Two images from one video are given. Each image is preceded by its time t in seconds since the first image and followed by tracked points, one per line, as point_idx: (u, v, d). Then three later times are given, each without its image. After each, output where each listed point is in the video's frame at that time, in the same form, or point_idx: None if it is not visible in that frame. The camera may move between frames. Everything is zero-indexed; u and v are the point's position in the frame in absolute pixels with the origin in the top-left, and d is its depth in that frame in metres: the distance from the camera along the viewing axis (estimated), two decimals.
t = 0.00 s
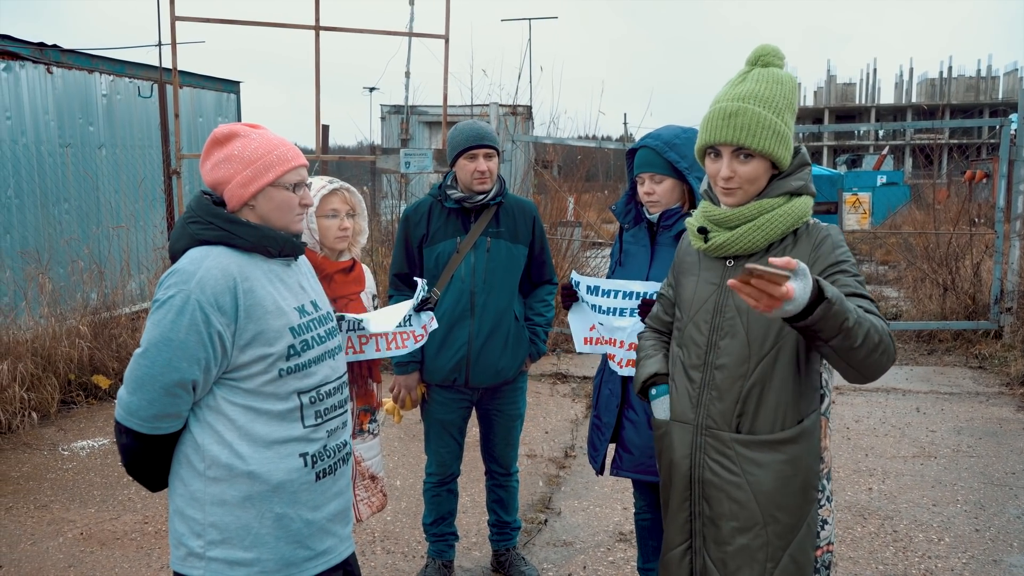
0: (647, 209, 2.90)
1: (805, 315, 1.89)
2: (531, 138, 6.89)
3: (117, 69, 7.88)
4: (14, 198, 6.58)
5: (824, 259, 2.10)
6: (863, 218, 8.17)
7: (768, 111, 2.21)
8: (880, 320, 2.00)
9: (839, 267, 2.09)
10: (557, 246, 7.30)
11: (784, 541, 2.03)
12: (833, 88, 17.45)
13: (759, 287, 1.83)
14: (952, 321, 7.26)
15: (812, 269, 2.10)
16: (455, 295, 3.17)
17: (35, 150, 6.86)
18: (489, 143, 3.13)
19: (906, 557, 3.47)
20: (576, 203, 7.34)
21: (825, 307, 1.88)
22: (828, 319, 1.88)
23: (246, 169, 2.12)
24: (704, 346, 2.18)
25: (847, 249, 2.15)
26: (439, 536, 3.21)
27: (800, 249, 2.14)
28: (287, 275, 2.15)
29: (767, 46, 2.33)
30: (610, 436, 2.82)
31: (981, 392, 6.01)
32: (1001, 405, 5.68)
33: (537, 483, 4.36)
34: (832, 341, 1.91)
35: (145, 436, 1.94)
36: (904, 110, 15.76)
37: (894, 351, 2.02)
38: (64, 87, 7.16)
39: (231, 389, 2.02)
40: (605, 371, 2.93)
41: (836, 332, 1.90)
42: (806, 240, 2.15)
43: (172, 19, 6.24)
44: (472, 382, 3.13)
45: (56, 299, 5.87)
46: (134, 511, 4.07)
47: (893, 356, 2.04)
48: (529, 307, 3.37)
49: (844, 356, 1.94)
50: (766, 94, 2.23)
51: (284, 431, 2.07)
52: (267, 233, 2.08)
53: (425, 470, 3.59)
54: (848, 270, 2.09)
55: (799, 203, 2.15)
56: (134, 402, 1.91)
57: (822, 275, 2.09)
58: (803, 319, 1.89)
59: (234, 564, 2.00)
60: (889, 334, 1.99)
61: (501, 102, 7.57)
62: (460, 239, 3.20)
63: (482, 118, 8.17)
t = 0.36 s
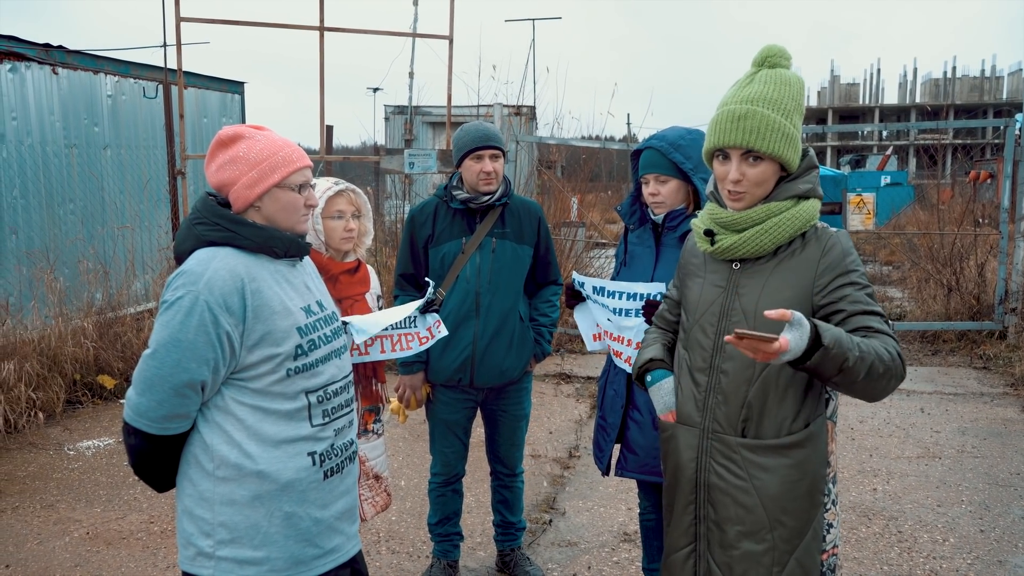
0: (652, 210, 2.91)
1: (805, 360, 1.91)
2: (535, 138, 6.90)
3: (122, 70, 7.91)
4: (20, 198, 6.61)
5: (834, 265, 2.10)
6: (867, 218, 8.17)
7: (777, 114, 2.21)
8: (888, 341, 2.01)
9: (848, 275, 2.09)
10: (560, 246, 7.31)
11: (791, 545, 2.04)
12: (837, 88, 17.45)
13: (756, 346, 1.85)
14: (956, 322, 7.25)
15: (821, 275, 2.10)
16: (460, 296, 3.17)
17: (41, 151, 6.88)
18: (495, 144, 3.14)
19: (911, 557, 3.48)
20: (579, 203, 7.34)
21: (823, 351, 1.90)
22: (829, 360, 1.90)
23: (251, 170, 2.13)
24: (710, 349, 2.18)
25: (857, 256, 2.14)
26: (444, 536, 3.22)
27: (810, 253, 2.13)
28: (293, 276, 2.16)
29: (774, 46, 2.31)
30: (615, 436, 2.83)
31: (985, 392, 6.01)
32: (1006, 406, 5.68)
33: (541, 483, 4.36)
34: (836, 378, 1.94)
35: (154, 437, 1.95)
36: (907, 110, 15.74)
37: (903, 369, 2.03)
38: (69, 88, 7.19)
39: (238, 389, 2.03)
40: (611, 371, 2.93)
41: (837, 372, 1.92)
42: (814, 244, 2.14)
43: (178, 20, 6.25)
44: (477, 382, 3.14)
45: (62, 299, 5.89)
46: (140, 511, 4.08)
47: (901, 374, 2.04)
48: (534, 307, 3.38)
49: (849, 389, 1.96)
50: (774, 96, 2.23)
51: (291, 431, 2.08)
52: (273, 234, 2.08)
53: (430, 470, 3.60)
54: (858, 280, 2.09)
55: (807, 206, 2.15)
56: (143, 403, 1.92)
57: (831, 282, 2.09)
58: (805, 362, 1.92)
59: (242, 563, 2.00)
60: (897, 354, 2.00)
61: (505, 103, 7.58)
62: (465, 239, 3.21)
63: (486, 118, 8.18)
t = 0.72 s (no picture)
0: (654, 211, 2.92)
1: (799, 373, 1.92)
2: (536, 139, 6.91)
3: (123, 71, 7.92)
4: (21, 199, 6.62)
5: (842, 271, 2.11)
6: (868, 219, 8.18)
7: (792, 117, 2.22)
8: (884, 353, 2.03)
9: (855, 282, 2.10)
10: (561, 246, 7.32)
11: (797, 547, 2.04)
12: (837, 89, 17.47)
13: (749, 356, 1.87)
14: (956, 322, 7.26)
15: (829, 281, 2.11)
16: (462, 296, 3.18)
17: (43, 152, 6.89)
18: (497, 146, 3.15)
19: (911, 557, 3.49)
20: (580, 204, 7.35)
21: (817, 366, 1.91)
22: (823, 374, 1.92)
23: (253, 173, 2.14)
24: (716, 352, 2.19)
25: (863, 263, 2.15)
26: (446, 536, 3.23)
27: (818, 257, 2.14)
28: (295, 276, 2.17)
29: (791, 51, 2.32)
30: (617, 437, 2.83)
31: (985, 393, 6.01)
32: (1006, 406, 5.68)
33: (542, 483, 4.37)
34: (829, 391, 1.96)
35: (158, 438, 1.96)
36: (907, 110, 15.76)
37: (898, 382, 2.05)
38: (71, 89, 7.20)
39: (242, 390, 2.04)
40: (614, 371, 2.93)
41: (831, 385, 1.94)
42: (822, 248, 2.15)
43: (179, 21, 6.26)
44: (479, 382, 3.15)
45: (64, 299, 5.89)
46: (142, 511, 4.09)
47: (896, 386, 2.07)
48: (535, 308, 3.39)
49: (841, 401, 1.99)
50: (790, 99, 2.24)
51: (294, 431, 2.09)
52: (276, 236, 2.10)
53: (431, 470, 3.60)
54: (863, 287, 2.10)
55: (814, 211, 2.17)
56: (147, 404, 1.93)
57: (838, 289, 2.10)
58: (799, 376, 1.93)
59: (247, 562, 2.01)
60: (893, 366, 2.02)
61: (506, 103, 7.59)
62: (467, 240, 3.22)
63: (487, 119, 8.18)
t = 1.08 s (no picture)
0: (654, 212, 2.92)
1: (835, 354, 1.92)
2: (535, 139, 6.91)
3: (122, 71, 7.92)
4: (20, 198, 6.62)
5: (839, 267, 2.12)
6: (867, 218, 8.19)
7: (783, 118, 2.22)
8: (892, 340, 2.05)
9: (854, 276, 2.11)
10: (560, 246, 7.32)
11: (804, 542, 2.05)
12: (837, 89, 17.48)
13: (798, 341, 1.83)
14: (955, 322, 7.26)
15: (828, 277, 2.12)
16: (461, 295, 3.19)
17: (42, 151, 6.89)
18: (496, 146, 3.15)
19: (910, 556, 3.49)
20: (579, 203, 7.35)
21: (853, 347, 1.91)
22: (857, 356, 1.92)
23: (250, 172, 2.14)
24: (716, 352, 2.19)
25: (859, 258, 2.17)
26: (445, 536, 3.23)
27: (816, 255, 2.14)
28: (291, 275, 2.17)
29: (779, 52, 2.32)
30: (618, 436, 2.84)
31: (984, 392, 6.02)
32: (1005, 406, 5.69)
33: (541, 483, 4.38)
34: (859, 373, 1.96)
35: (158, 438, 1.96)
36: (907, 110, 15.76)
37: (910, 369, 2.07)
38: (70, 88, 7.20)
39: (241, 389, 2.04)
40: (614, 371, 2.94)
41: (861, 367, 1.94)
42: (819, 245, 2.16)
43: (179, 20, 6.26)
44: (479, 381, 3.16)
45: (63, 299, 5.89)
46: (141, 510, 4.09)
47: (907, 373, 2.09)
48: (535, 307, 3.39)
49: (867, 384, 1.99)
50: (781, 101, 2.24)
51: (294, 429, 2.09)
52: (272, 234, 2.10)
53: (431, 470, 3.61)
54: (862, 282, 2.11)
55: (810, 209, 2.18)
56: (147, 404, 1.94)
57: (837, 284, 2.11)
58: (835, 358, 1.92)
59: (248, 561, 2.02)
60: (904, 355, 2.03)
61: (505, 103, 7.59)
62: (467, 239, 3.23)
63: (486, 119, 8.18)
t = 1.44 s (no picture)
0: (650, 213, 2.93)
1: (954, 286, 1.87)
2: (532, 139, 6.91)
3: (119, 71, 7.90)
4: (17, 199, 6.61)
5: (830, 260, 2.14)
6: (863, 218, 8.20)
7: (769, 114, 2.24)
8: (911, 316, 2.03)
9: (846, 267, 2.13)
10: (557, 246, 7.32)
11: (804, 535, 2.07)
12: (833, 89, 17.51)
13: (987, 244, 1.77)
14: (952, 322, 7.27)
15: (821, 271, 2.14)
16: (458, 295, 3.20)
17: (39, 151, 6.88)
18: (494, 145, 3.16)
19: (906, 555, 3.50)
20: (576, 203, 7.35)
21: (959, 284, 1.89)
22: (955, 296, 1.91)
23: (245, 172, 2.14)
24: (712, 351, 2.18)
25: (847, 250, 2.19)
26: (442, 535, 3.23)
27: (807, 250, 2.16)
28: (285, 275, 2.17)
29: (758, 52, 2.33)
30: (614, 435, 2.85)
31: (980, 392, 6.03)
32: (1001, 405, 5.70)
33: (538, 483, 4.38)
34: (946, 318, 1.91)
35: (155, 439, 1.96)
36: (903, 110, 15.79)
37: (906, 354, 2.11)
38: (67, 88, 7.19)
39: (238, 389, 2.04)
40: (611, 370, 2.94)
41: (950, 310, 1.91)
42: (807, 239, 2.18)
43: (176, 20, 6.25)
44: (475, 381, 3.16)
45: (60, 299, 5.87)
46: (138, 511, 4.09)
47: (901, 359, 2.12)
48: (531, 307, 3.40)
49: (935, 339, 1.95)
50: (766, 98, 2.26)
51: (292, 428, 2.10)
52: (268, 235, 2.10)
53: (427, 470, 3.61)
54: (854, 272, 2.14)
55: (795, 204, 2.20)
56: (145, 406, 1.93)
57: (831, 277, 2.12)
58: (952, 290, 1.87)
59: (247, 560, 2.02)
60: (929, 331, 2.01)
61: (502, 103, 7.59)
62: (463, 239, 3.23)
63: (483, 119, 8.19)
